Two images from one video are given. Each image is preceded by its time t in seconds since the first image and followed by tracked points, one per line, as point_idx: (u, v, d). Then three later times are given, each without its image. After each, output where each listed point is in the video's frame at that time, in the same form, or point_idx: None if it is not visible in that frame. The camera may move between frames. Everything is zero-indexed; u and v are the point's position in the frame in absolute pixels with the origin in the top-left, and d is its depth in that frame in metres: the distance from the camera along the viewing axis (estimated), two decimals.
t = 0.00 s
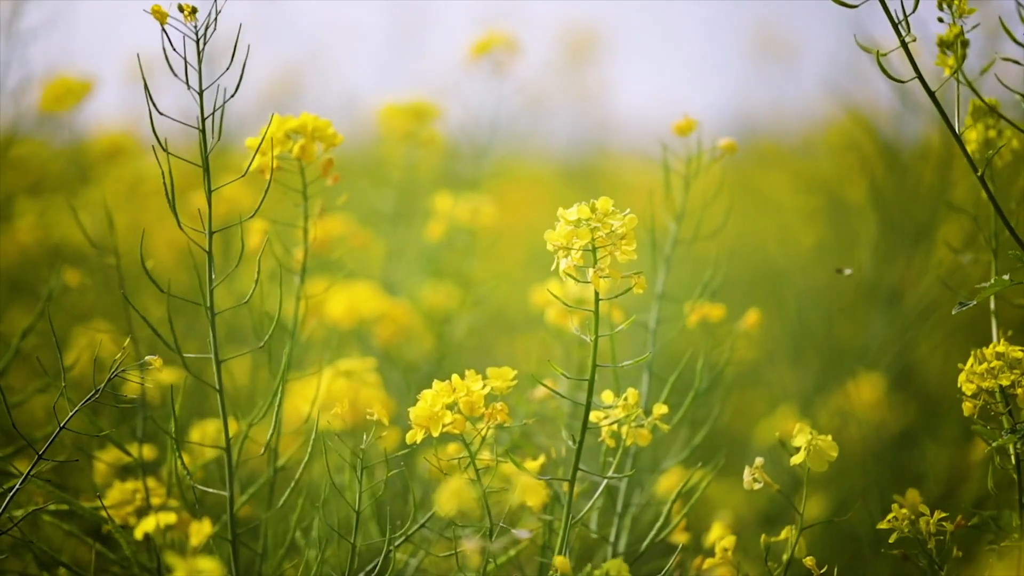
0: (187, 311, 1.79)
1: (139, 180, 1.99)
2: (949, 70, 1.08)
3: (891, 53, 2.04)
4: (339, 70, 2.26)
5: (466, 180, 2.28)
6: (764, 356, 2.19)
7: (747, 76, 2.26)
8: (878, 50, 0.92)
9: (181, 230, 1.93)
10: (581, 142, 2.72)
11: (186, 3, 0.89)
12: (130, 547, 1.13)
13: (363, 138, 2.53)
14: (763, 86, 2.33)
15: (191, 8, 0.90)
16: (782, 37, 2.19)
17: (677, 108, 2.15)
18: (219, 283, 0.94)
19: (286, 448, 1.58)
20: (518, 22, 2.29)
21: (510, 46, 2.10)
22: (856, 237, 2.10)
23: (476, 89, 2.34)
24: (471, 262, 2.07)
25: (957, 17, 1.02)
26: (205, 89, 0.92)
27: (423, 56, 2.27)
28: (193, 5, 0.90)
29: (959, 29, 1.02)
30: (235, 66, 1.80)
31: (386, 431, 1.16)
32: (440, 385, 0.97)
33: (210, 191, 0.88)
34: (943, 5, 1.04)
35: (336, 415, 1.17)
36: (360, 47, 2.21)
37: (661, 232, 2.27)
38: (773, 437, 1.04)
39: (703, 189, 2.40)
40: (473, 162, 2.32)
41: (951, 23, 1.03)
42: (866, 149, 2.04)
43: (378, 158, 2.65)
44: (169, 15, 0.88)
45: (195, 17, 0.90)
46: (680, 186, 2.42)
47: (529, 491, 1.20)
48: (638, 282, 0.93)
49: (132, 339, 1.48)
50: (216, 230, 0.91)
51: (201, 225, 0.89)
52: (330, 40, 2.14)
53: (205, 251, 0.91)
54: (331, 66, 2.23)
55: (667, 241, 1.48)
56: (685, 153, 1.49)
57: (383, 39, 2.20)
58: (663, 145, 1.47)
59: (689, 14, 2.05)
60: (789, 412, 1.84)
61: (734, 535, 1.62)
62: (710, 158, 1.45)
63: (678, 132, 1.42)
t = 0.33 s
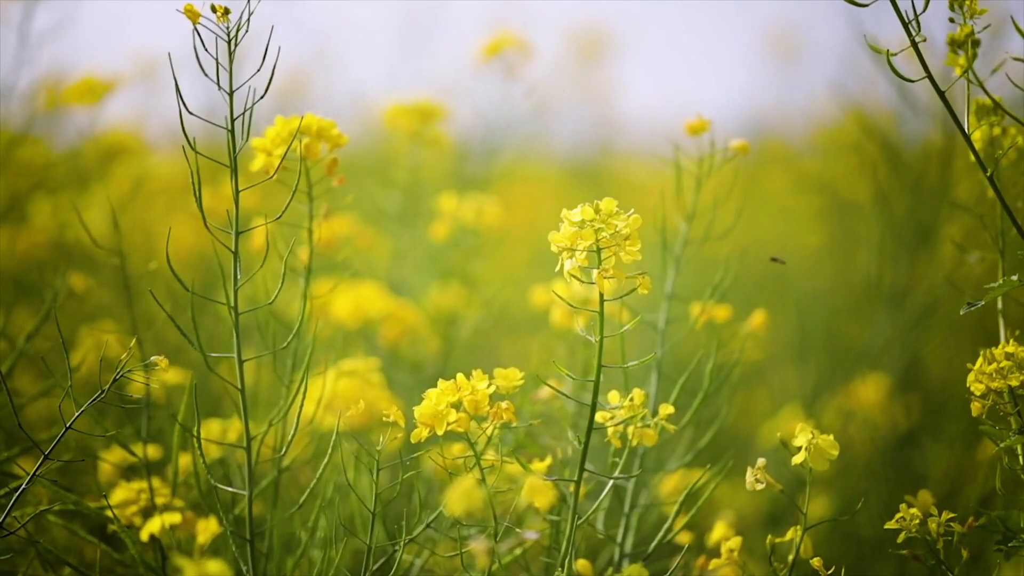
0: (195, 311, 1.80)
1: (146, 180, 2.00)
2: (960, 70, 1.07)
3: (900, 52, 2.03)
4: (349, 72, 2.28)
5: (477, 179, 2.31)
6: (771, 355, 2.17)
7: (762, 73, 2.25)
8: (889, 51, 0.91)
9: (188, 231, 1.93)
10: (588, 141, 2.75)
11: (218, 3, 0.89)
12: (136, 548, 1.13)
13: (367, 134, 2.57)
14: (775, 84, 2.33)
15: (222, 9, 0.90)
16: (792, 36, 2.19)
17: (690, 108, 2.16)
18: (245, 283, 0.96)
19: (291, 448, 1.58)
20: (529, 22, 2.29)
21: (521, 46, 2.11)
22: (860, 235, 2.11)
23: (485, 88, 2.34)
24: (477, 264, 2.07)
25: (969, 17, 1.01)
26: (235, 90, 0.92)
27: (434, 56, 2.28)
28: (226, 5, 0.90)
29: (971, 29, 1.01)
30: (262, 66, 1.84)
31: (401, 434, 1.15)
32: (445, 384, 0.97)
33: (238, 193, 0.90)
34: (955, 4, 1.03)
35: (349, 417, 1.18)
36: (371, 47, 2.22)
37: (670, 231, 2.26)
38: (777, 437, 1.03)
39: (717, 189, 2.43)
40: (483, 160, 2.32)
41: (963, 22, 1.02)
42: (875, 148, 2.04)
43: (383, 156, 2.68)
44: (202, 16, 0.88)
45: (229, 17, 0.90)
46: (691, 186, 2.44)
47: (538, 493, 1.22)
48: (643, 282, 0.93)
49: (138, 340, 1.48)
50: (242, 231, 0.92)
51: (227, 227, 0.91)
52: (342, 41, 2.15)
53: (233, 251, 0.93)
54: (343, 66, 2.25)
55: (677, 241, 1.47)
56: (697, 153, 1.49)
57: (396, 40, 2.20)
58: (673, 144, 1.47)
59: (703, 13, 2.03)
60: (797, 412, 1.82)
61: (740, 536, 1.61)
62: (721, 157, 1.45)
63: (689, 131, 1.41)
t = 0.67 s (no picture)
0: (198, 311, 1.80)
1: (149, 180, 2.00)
2: (968, 70, 1.08)
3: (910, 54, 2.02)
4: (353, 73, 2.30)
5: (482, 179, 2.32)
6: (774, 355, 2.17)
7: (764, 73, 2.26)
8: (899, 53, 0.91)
9: (191, 232, 1.94)
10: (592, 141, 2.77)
11: (236, 8, 0.88)
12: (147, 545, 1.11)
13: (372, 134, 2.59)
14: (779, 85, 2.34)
15: (240, 14, 0.89)
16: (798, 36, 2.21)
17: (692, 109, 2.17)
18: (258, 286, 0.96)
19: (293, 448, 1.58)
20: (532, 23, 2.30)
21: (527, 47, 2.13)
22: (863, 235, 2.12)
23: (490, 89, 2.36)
24: (480, 264, 2.07)
25: (980, 18, 1.01)
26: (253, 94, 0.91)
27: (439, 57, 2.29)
28: (244, 10, 0.89)
29: (981, 29, 1.01)
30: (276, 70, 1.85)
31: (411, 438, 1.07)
32: (450, 380, 0.97)
33: (253, 196, 0.90)
34: (964, 4, 1.03)
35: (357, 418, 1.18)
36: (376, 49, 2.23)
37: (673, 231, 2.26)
38: (785, 438, 1.03)
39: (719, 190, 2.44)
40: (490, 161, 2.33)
41: (973, 23, 1.02)
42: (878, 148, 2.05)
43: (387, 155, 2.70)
44: (219, 20, 0.87)
45: (246, 22, 0.89)
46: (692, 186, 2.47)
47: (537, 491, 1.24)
48: (649, 283, 0.93)
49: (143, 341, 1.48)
50: (256, 234, 0.92)
51: (242, 230, 0.91)
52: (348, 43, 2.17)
53: (247, 255, 0.93)
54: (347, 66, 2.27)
55: (679, 242, 1.47)
56: (697, 153, 1.48)
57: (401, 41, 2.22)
58: (675, 145, 1.47)
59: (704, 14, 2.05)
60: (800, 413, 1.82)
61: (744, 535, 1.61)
62: (723, 158, 1.44)
63: (689, 132, 1.41)
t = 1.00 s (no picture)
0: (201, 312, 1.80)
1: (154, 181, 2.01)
2: (981, 70, 1.08)
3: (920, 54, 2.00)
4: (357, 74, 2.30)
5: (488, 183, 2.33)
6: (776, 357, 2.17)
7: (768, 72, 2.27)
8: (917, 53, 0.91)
9: (195, 232, 1.94)
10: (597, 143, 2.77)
11: (237, 16, 0.89)
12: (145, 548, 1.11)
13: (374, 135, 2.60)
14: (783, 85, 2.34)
15: (242, 23, 0.90)
16: (799, 37, 2.22)
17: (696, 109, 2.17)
18: (258, 290, 0.96)
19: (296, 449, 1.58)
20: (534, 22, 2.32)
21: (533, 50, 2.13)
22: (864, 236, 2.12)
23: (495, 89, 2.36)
24: (485, 265, 2.07)
25: (992, 20, 1.01)
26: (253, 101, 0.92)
27: (444, 57, 2.30)
28: (245, 18, 0.90)
29: (993, 31, 1.01)
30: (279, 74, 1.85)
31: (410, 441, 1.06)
32: (449, 379, 0.97)
33: (252, 201, 0.90)
34: (976, 6, 1.03)
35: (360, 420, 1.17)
36: (380, 49, 2.24)
37: (674, 232, 2.26)
38: (788, 439, 1.04)
39: (719, 190, 2.46)
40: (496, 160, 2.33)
41: (985, 25, 1.02)
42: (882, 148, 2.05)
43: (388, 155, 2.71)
44: (220, 28, 0.89)
45: (248, 31, 0.91)
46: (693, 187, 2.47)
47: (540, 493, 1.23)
48: (652, 284, 0.92)
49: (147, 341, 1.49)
50: (256, 239, 0.93)
51: (242, 236, 0.92)
52: (354, 45, 2.18)
53: (247, 259, 0.93)
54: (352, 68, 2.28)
55: (680, 244, 1.47)
56: (698, 155, 1.48)
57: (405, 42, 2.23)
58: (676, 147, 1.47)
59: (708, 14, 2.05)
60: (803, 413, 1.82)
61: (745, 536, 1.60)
62: (723, 160, 1.44)
63: (688, 135, 1.41)
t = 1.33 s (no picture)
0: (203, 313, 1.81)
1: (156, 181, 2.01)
2: (987, 71, 1.08)
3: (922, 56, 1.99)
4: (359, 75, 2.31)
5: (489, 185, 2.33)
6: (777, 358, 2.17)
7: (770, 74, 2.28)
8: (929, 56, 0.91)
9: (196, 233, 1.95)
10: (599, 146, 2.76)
11: (215, 23, 0.95)
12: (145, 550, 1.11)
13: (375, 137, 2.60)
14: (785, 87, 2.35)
15: (221, 30, 0.95)
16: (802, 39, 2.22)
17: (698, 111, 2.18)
18: (243, 296, 0.98)
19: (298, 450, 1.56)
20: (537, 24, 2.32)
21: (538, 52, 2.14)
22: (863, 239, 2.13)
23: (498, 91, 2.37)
24: (487, 266, 2.07)
25: (998, 22, 1.01)
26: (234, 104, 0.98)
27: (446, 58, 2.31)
28: (224, 25, 0.96)
29: (999, 33, 1.01)
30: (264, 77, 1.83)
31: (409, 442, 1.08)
32: (449, 382, 0.97)
33: (234, 207, 0.93)
34: (981, 9, 1.03)
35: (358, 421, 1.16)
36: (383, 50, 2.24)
37: (674, 232, 2.27)
38: (787, 440, 1.04)
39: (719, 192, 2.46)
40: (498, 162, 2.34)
41: (989, 27, 1.03)
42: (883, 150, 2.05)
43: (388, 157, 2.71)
44: (200, 34, 0.95)
45: (226, 37, 0.96)
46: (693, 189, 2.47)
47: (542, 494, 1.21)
48: (649, 285, 0.93)
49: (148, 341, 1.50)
50: (242, 245, 0.96)
51: (226, 242, 0.95)
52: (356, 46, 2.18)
53: (231, 265, 0.96)
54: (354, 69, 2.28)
55: (680, 246, 1.48)
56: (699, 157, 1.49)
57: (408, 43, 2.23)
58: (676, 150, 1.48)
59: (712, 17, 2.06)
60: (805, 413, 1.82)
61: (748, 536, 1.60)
62: (724, 162, 1.45)
63: (689, 138, 1.41)
